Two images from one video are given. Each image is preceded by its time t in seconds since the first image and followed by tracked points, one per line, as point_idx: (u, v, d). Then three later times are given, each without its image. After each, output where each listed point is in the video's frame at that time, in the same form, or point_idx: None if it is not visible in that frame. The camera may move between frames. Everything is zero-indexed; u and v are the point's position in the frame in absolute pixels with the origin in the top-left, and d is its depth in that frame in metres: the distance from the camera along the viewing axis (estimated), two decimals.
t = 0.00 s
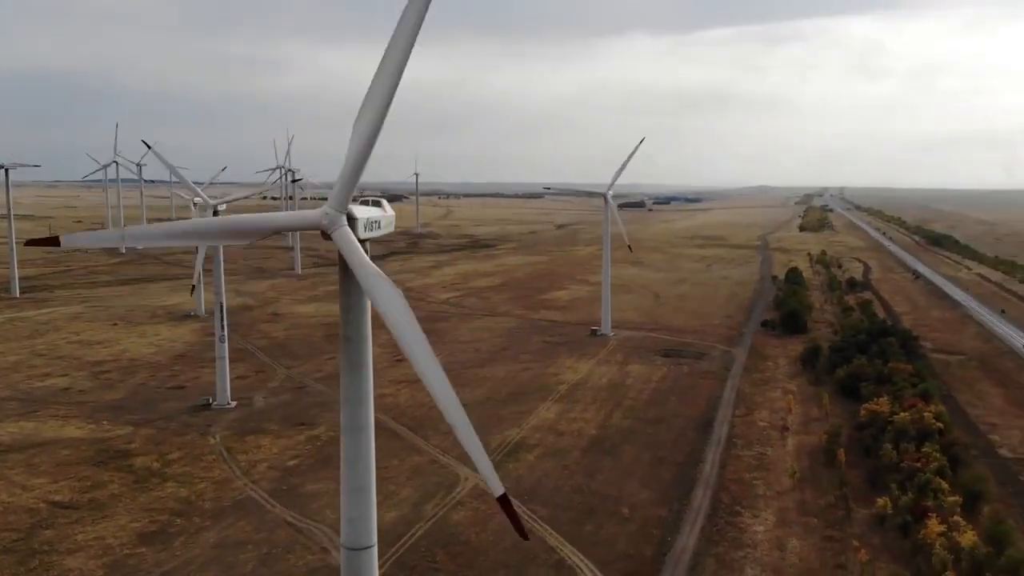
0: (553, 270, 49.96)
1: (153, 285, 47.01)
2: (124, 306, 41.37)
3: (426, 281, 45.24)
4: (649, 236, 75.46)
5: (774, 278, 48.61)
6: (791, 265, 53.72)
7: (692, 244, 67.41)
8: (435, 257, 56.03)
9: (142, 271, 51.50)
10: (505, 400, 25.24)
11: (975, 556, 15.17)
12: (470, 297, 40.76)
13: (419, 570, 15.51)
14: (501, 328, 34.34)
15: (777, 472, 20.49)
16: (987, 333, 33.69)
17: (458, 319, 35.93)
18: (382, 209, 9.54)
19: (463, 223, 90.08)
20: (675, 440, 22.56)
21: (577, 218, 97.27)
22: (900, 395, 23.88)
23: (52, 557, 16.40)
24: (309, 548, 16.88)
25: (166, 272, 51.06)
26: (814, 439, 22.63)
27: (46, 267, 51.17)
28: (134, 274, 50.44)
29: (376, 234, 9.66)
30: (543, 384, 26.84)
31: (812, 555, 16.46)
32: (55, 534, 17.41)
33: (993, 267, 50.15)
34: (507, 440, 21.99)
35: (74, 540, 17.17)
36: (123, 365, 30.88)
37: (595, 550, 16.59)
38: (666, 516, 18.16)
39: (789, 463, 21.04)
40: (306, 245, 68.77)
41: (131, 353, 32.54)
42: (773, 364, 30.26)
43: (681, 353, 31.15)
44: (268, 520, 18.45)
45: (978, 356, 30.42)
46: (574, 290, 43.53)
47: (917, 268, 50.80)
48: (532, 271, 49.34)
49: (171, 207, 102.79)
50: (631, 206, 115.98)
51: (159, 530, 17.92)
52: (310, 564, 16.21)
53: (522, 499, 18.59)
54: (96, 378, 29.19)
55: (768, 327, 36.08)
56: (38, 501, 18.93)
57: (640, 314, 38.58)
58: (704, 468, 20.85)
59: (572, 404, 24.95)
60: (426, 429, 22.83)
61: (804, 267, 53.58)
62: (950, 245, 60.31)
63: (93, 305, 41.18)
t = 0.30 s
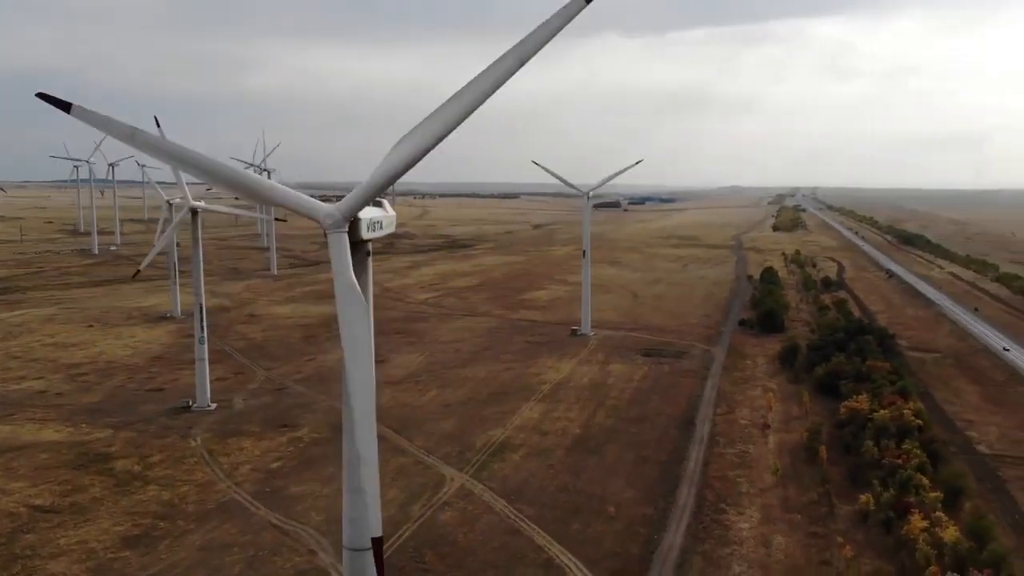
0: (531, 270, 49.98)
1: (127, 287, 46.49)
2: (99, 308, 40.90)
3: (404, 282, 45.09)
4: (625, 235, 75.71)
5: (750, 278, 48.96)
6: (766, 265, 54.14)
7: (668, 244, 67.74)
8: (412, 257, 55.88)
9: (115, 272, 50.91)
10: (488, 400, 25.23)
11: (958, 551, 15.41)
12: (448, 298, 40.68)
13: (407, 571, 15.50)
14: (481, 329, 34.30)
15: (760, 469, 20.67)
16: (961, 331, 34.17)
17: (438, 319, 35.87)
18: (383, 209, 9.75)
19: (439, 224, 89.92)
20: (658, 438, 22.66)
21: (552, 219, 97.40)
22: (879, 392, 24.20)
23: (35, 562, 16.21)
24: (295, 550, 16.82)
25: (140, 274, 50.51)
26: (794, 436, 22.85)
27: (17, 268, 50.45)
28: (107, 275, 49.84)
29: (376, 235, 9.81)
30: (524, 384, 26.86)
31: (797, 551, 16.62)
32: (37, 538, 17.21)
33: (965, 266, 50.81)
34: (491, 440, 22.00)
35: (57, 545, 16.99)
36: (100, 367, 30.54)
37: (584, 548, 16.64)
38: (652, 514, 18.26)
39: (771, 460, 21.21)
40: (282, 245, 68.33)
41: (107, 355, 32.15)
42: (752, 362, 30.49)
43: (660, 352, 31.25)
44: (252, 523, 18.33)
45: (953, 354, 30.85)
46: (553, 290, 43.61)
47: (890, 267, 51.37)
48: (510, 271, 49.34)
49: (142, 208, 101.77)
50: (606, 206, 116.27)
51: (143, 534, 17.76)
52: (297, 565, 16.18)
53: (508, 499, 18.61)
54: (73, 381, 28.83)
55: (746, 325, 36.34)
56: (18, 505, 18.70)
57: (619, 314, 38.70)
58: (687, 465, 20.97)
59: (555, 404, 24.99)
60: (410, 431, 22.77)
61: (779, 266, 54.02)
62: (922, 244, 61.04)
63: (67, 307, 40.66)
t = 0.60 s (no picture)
0: (510, 270, 49.97)
1: (102, 288, 46.02)
2: (74, 310, 40.44)
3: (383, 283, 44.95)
4: (602, 235, 75.94)
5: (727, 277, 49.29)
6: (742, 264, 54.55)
7: (645, 243, 68.06)
8: (389, 257, 55.73)
9: (90, 273, 50.38)
10: (471, 401, 25.23)
11: (943, 547, 15.62)
12: (428, 298, 40.62)
13: (396, 572, 15.48)
14: (462, 329, 34.28)
15: (745, 467, 20.78)
16: (936, 329, 34.65)
17: (418, 320, 35.82)
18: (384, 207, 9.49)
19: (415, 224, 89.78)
20: (642, 437, 22.74)
21: (529, 219, 97.50)
22: (859, 390, 24.45)
23: (19, 567, 16.05)
24: (283, 552, 16.74)
25: (115, 275, 50.00)
26: (777, 434, 23.04)
27: None
28: (81, 276, 49.32)
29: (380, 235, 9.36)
30: (508, 384, 26.89)
31: (784, 548, 16.76)
32: (20, 544, 17.02)
33: (937, 264, 51.51)
34: (476, 441, 22.00)
35: (41, 549, 16.82)
36: (78, 370, 30.21)
37: (573, 547, 16.70)
38: (639, 512, 18.34)
39: (755, 458, 21.34)
40: (257, 246, 67.88)
41: (85, 358, 31.83)
42: (732, 360, 30.70)
43: (642, 351, 31.37)
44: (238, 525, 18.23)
45: (930, 351, 31.23)
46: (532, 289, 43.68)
47: (865, 265, 51.89)
48: (489, 271, 49.36)
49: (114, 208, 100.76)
50: (582, 205, 116.52)
51: (127, 537, 17.62)
52: (285, 567, 16.12)
53: (496, 498, 18.64)
54: (50, 383, 28.51)
55: (725, 324, 36.57)
56: None
57: (599, 313, 38.84)
58: (672, 463, 21.06)
59: (539, 403, 25.03)
60: (394, 431, 22.73)
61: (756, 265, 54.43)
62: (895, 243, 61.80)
63: (42, 309, 40.18)
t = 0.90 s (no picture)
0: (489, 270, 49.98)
1: (77, 289, 45.54)
2: (50, 311, 39.97)
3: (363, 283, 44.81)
4: (579, 235, 76.14)
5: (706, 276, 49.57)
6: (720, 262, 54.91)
7: (623, 243, 68.35)
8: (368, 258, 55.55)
9: (64, 274, 49.81)
10: (456, 401, 25.22)
11: (929, 541, 15.83)
12: (409, 298, 40.55)
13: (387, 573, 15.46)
14: (445, 329, 34.25)
15: (730, 465, 20.91)
16: (913, 327, 35.08)
17: (400, 320, 35.76)
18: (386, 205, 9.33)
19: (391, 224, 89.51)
20: (628, 435, 22.82)
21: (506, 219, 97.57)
22: (841, 388, 24.72)
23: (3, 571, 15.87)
24: (272, 554, 16.65)
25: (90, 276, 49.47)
26: (760, 431, 23.22)
27: None
28: (56, 277, 48.78)
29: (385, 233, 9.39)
30: (492, 384, 26.90)
31: (771, 545, 16.90)
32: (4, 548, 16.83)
33: (912, 263, 52.07)
34: (463, 441, 22.00)
35: (25, 554, 16.64)
36: (56, 372, 29.87)
37: (563, 546, 16.74)
38: (628, 510, 18.42)
39: (740, 456, 21.47)
40: (233, 246, 67.41)
41: (63, 359, 31.48)
42: (714, 359, 30.89)
43: (624, 351, 31.46)
44: (224, 527, 18.11)
45: (908, 349, 31.58)
46: (513, 289, 43.73)
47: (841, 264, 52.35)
48: (469, 271, 49.36)
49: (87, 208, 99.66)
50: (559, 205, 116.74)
51: (113, 540, 17.47)
52: (274, 569, 16.04)
53: (484, 498, 18.66)
54: (29, 385, 28.19)
55: (705, 323, 36.78)
56: None
57: (580, 313, 38.95)
58: (658, 461, 21.15)
59: (524, 403, 25.08)
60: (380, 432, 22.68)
61: (733, 264, 54.78)
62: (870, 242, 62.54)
63: (17, 310, 39.70)
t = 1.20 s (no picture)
0: (469, 270, 49.96)
1: (53, 291, 45.00)
2: (26, 313, 39.48)
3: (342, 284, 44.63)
4: (558, 235, 76.25)
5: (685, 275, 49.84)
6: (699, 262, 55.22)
7: (602, 243, 68.55)
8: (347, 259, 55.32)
9: (39, 275, 49.20)
10: (442, 402, 25.18)
11: (915, 537, 16.03)
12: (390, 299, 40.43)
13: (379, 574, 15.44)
14: (427, 330, 34.16)
15: (716, 463, 21.05)
16: (892, 325, 35.46)
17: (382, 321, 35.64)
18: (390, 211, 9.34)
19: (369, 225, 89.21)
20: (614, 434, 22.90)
21: (484, 219, 97.55)
22: (823, 386, 24.97)
23: None
24: (262, 556, 16.59)
25: (66, 277, 48.91)
26: (745, 429, 23.40)
27: None
28: (31, 278, 48.17)
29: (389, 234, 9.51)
30: (477, 384, 26.90)
31: (759, 542, 17.05)
32: None
33: (888, 262, 52.63)
34: (450, 441, 21.99)
35: (11, 558, 16.46)
36: (35, 374, 29.52)
37: (554, 545, 16.79)
38: (617, 509, 18.48)
39: (725, 454, 21.62)
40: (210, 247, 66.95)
41: (41, 362, 31.11)
42: (696, 358, 31.06)
43: (607, 350, 31.55)
44: (213, 530, 17.98)
45: (887, 348, 31.92)
46: (494, 289, 43.73)
47: (818, 263, 52.85)
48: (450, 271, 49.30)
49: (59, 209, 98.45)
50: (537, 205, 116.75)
51: (100, 544, 17.31)
52: (265, 570, 16.01)
53: (473, 498, 18.68)
54: (7, 388, 27.84)
55: (686, 322, 36.97)
56: None
57: (562, 313, 38.98)
58: (645, 460, 21.25)
59: (510, 403, 25.08)
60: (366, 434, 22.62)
61: (711, 263, 55.09)
62: (846, 241, 63.16)
63: None
